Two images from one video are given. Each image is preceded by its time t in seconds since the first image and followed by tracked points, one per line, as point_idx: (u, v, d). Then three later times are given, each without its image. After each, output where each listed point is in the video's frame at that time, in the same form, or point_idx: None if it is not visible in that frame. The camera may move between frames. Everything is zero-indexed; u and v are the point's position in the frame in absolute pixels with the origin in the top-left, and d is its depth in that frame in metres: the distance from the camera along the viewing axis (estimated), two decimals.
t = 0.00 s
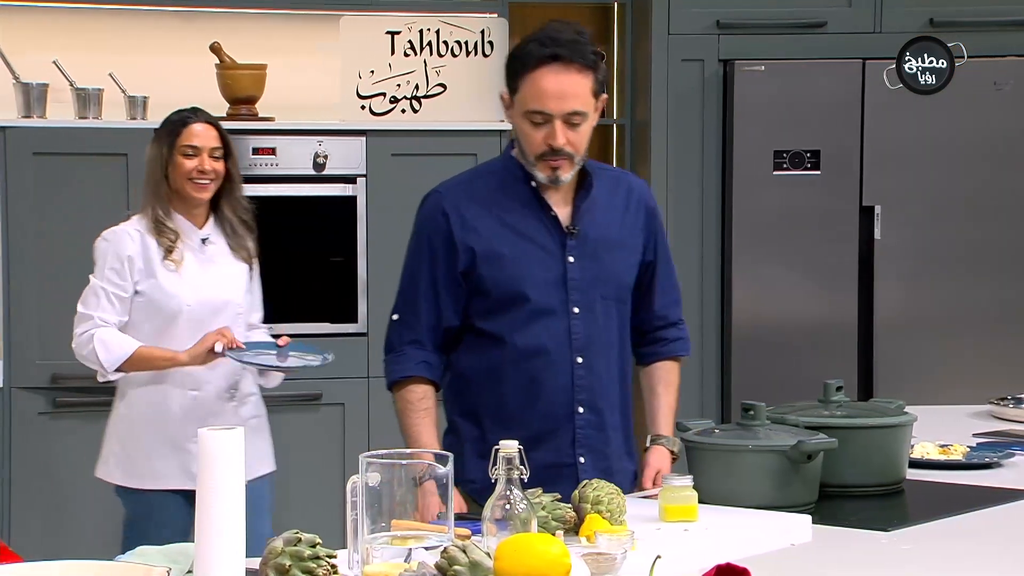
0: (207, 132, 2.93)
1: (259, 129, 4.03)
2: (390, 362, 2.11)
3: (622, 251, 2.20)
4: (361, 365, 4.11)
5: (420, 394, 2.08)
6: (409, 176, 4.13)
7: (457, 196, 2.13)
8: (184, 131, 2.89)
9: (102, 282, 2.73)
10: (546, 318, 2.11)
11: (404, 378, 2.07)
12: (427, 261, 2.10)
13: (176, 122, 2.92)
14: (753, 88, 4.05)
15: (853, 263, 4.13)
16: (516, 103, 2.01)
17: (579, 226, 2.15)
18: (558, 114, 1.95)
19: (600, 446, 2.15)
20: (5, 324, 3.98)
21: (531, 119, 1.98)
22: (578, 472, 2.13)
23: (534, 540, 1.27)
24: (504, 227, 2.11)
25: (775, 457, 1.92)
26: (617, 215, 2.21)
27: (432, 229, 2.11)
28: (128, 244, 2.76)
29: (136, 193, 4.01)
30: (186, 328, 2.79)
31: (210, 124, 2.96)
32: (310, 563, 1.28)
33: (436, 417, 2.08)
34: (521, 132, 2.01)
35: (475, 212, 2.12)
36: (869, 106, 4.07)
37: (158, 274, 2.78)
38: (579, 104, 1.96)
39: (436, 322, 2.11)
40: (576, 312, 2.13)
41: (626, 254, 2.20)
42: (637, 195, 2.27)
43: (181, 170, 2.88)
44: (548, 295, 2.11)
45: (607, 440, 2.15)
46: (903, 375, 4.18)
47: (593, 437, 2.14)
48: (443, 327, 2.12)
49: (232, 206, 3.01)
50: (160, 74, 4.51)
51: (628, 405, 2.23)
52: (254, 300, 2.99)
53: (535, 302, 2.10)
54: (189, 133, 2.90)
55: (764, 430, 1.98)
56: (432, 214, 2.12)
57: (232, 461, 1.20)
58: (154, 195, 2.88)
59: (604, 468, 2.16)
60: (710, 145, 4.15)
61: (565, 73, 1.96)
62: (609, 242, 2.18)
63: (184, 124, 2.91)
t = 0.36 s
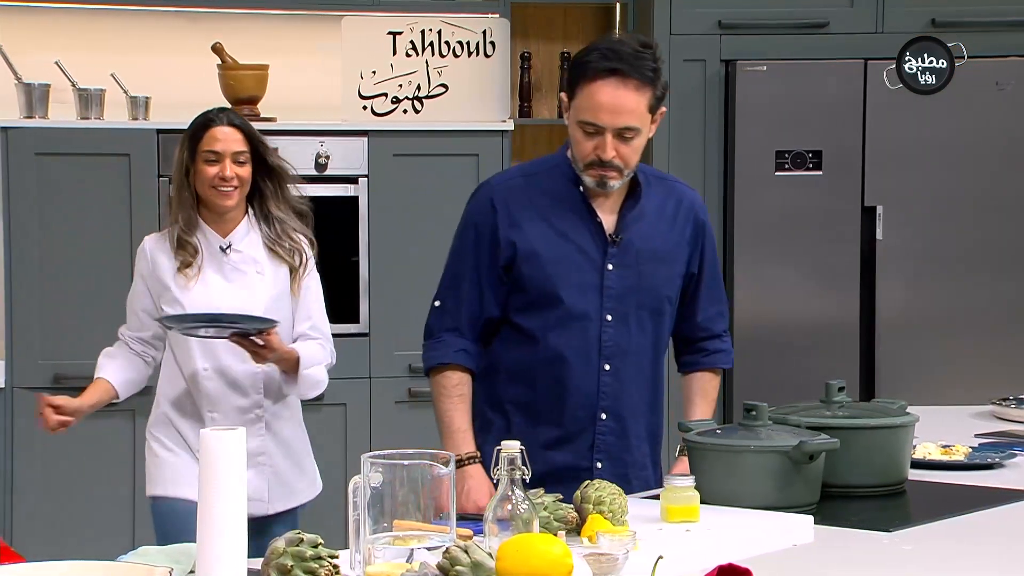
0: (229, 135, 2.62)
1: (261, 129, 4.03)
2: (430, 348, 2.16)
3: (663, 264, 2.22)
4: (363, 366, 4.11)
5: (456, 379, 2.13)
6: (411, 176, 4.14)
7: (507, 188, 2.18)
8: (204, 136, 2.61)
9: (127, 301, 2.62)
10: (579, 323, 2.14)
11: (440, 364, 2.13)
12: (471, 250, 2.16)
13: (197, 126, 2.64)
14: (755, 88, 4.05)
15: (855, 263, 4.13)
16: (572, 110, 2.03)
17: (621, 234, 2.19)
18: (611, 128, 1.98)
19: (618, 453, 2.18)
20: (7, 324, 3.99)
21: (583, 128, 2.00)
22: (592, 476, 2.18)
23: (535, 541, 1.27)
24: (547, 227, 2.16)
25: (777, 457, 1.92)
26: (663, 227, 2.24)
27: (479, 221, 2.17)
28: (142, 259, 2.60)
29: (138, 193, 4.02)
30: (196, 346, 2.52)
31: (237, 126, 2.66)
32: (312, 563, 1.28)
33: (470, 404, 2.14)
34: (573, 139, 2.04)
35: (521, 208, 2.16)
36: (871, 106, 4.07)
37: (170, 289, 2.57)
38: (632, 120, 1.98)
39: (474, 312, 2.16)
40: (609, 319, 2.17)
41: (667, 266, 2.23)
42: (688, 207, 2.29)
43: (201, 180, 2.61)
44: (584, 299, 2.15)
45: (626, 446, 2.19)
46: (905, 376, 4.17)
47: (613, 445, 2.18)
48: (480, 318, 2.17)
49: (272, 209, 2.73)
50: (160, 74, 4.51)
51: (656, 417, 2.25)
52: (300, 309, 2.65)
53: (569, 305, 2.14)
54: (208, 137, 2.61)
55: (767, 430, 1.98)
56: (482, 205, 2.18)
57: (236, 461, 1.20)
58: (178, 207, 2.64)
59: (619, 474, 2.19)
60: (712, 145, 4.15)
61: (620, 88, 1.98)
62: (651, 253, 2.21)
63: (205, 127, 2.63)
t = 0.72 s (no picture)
0: (229, 127, 2.46)
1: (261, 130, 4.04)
2: (430, 340, 2.07)
3: (670, 267, 2.24)
4: (363, 367, 4.11)
5: (461, 358, 2.03)
6: (410, 176, 4.14)
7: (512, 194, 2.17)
8: (203, 125, 2.44)
9: (105, 298, 2.42)
10: (589, 328, 2.15)
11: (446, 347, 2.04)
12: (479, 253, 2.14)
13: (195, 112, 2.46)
14: (755, 88, 4.05)
15: (855, 263, 4.13)
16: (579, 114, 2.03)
17: (629, 239, 2.20)
18: (618, 134, 1.98)
19: (627, 457, 2.19)
20: (7, 324, 3.98)
21: (590, 132, 2.01)
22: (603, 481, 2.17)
23: (535, 541, 1.26)
24: (557, 231, 2.16)
25: (777, 458, 1.92)
26: (669, 230, 2.25)
27: (487, 225, 2.15)
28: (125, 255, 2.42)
29: (138, 194, 4.01)
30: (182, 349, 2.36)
31: (238, 115, 2.49)
32: (312, 564, 1.28)
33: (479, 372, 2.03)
34: (580, 142, 2.04)
35: (531, 213, 2.16)
36: (871, 107, 4.08)
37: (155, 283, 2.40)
38: (640, 126, 1.98)
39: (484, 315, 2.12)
40: (619, 323, 2.17)
41: (673, 270, 2.25)
42: (691, 210, 2.31)
43: (196, 172, 2.44)
44: (594, 304, 2.15)
45: (634, 451, 2.19)
46: (905, 376, 4.17)
47: (622, 449, 2.18)
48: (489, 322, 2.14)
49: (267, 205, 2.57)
50: (160, 75, 4.52)
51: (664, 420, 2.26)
52: (293, 312, 2.51)
53: (578, 310, 2.14)
54: (208, 126, 2.44)
55: (766, 431, 1.98)
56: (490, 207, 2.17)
57: (236, 462, 1.20)
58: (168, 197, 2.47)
59: (628, 479, 2.18)
60: (712, 145, 4.15)
61: (629, 94, 1.98)
62: (658, 256, 2.22)
63: (204, 114, 2.46)
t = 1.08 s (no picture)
0: (264, 143, 2.39)
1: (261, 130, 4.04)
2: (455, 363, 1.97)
3: (652, 260, 2.27)
4: (363, 366, 4.11)
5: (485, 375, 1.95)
6: (411, 176, 4.14)
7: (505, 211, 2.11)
8: (237, 140, 2.37)
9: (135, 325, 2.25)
10: (594, 334, 2.15)
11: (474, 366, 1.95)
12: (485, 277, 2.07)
13: (228, 126, 2.39)
14: (755, 88, 4.05)
15: (855, 263, 4.13)
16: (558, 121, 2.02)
17: (619, 239, 2.20)
18: (599, 142, 1.98)
19: (632, 454, 2.22)
20: (7, 323, 3.98)
21: (571, 142, 2.00)
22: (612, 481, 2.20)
23: (535, 541, 1.26)
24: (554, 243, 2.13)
25: (777, 458, 1.92)
26: (644, 224, 2.28)
27: (491, 245, 2.08)
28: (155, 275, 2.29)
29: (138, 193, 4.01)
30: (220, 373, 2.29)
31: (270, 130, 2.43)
32: (312, 564, 1.28)
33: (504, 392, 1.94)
34: (560, 151, 2.03)
35: (529, 229, 2.11)
36: (871, 107, 4.08)
37: (189, 309, 2.28)
38: (620, 134, 1.98)
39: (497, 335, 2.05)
40: (621, 325, 2.18)
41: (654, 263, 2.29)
42: (653, 199, 2.35)
43: (231, 189, 2.36)
44: (596, 310, 2.15)
45: (637, 449, 2.23)
46: (905, 376, 4.17)
47: (628, 447, 2.21)
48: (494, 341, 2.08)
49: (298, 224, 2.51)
50: (161, 74, 4.52)
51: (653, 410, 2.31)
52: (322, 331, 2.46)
53: (585, 319, 2.14)
54: (242, 142, 2.37)
55: (767, 431, 1.97)
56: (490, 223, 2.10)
57: (235, 463, 1.19)
58: (199, 214, 2.38)
59: (635, 476, 2.22)
60: (712, 145, 4.15)
61: (609, 101, 1.97)
62: (643, 252, 2.25)
63: (237, 129, 2.39)
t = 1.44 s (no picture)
0: (308, 133, 2.31)
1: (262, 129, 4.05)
2: (435, 370, 1.97)
3: (638, 260, 2.28)
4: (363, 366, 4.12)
5: (472, 382, 1.93)
6: (411, 176, 4.14)
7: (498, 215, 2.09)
8: (279, 129, 2.28)
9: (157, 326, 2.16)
10: (591, 336, 2.15)
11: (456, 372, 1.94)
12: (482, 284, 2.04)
13: (269, 114, 2.30)
14: (755, 88, 4.05)
15: (855, 263, 4.14)
16: (563, 119, 2.01)
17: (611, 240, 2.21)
18: (607, 142, 1.98)
19: (624, 456, 2.23)
20: (7, 323, 3.98)
21: (577, 140, 2.00)
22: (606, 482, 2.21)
23: (535, 540, 1.26)
24: (549, 247, 2.12)
25: (778, 458, 1.92)
26: (628, 225, 2.29)
27: (486, 254, 2.06)
28: (181, 273, 2.19)
29: (137, 193, 4.01)
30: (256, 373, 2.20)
31: (311, 118, 2.34)
32: (312, 563, 1.28)
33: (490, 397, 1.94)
34: (565, 151, 2.03)
35: (524, 233, 2.10)
36: (871, 107, 4.08)
37: (219, 306, 2.20)
38: (628, 133, 1.98)
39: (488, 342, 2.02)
40: (615, 326, 2.18)
41: (642, 262, 2.31)
42: (634, 199, 2.36)
43: (269, 180, 2.27)
44: (593, 312, 2.15)
45: (629, 449, 2.24)
46: (905, 376, 4.17)
47: (622, 449, 2.22)
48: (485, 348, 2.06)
49: (331, 215, 2.44)
50: (160, 74, 4.52)
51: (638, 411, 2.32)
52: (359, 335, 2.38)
53: (584, 322, 2.13)
54: (285, 131, 2.28)
55: (767, 431, 1.97)
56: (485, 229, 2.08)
57: (236, 462, 1.20)
58: (233, 204, 2.29)
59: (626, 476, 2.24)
60: (712, 145, 4.16)
61: (618, 100, 1.97)
62: (631, 253, 2.25)
63: (279, 116, 2.30)
